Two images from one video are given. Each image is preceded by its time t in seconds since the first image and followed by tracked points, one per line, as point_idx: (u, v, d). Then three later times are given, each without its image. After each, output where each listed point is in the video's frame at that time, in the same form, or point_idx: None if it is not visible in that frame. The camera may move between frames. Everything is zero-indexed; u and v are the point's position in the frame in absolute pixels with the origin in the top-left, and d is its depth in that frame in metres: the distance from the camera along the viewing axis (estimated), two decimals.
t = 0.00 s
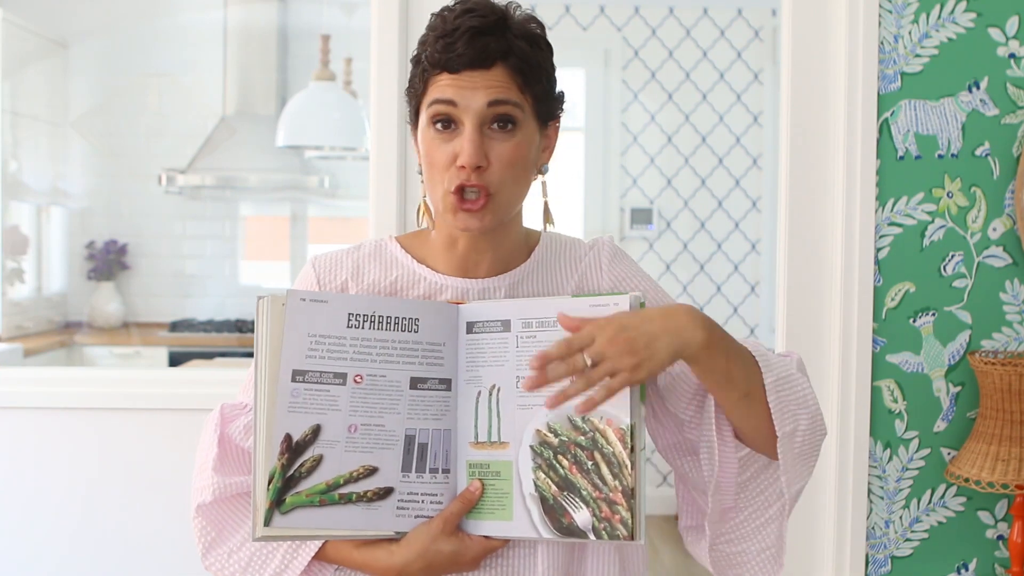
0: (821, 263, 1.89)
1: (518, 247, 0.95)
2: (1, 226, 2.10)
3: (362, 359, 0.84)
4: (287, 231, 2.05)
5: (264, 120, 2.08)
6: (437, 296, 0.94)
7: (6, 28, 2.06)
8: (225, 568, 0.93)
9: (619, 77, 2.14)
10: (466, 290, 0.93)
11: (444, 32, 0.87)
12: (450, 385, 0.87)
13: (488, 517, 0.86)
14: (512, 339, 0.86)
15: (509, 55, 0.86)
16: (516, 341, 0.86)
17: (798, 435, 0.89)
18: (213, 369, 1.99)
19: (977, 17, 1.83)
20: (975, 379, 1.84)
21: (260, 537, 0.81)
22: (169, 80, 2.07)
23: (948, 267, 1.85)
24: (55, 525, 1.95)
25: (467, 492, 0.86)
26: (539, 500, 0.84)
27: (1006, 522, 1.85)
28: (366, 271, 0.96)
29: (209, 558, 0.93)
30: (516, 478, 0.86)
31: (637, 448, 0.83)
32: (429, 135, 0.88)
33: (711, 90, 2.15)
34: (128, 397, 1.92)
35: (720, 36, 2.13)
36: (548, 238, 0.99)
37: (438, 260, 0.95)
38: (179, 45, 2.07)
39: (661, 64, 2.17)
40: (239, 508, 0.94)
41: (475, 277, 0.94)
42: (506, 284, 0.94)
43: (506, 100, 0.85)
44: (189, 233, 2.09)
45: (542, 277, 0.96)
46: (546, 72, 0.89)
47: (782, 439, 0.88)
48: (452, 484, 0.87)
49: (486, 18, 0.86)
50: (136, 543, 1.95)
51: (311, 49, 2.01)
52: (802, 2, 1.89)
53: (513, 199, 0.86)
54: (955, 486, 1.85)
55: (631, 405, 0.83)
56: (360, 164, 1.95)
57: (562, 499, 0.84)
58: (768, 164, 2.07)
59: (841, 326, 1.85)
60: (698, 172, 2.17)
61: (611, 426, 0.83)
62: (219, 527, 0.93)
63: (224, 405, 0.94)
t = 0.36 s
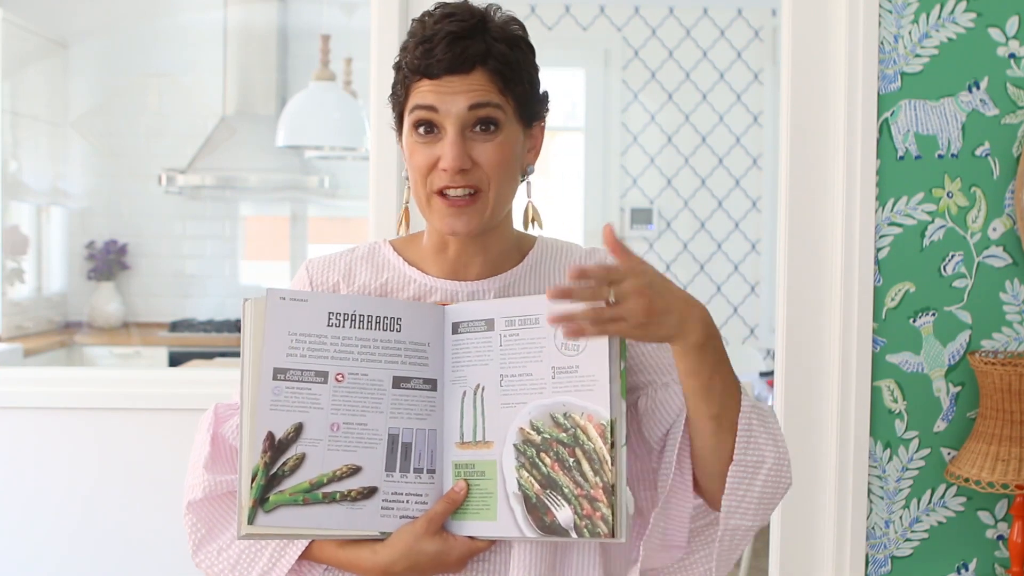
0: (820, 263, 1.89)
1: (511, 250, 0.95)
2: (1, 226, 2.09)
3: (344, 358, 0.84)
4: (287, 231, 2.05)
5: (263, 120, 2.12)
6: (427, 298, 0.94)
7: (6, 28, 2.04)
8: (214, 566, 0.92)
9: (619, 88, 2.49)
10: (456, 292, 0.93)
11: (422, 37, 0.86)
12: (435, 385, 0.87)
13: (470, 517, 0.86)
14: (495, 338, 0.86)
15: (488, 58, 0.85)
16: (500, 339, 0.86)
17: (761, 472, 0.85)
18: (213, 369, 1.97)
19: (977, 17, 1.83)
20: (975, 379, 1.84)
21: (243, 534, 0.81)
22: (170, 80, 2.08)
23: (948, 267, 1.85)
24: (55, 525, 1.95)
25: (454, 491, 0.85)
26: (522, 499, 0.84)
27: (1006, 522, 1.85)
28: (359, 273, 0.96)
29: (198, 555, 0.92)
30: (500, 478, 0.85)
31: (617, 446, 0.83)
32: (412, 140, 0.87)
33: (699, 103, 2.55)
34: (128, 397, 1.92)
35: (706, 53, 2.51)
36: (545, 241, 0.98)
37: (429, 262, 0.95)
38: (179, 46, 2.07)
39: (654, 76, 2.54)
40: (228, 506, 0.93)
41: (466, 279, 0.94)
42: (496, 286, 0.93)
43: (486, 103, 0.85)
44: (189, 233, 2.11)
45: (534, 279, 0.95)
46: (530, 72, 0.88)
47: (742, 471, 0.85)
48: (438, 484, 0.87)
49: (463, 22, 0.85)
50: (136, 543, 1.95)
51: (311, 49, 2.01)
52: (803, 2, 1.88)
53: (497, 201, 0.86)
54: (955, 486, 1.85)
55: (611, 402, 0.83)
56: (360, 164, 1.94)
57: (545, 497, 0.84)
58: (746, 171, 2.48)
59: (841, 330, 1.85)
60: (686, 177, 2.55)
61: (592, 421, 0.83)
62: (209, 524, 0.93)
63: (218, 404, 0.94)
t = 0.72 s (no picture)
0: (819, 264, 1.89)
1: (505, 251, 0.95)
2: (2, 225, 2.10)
3: (344, 360, 0.84)
4: (287, 232, 2.05)
5: (263, 120, 2.08)
6: (423, 299, 0.93)
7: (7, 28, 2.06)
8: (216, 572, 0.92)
9: (619, 77, 2.01)
10: (452, 293, 0.93)
11: (436, 47, 0.84)
12: (435, 386, 0.87)
13: (477, 514, 0.85)
14: (494, 337, 0.86)
15: (501, 76, 0.84)
16: (500, 338, 0.86)
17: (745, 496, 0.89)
18: (214, 369, 1.97)
19: (977, 17, 1.83)
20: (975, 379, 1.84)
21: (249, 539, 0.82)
22: (169, 80, 2.07)
23: (948, 267, 1.85)
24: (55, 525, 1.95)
25: (456, 491, 0.85)
26: (527, 494, 0.84)
27: (1006, 522, 1.85)
28: (354, 276, 0.96)
29: (200, 561, 0.92)
30: (503, 475, 0.85)
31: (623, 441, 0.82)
32: (417, 149, 0.87)
33: (712, 89, 2.01)
34: (126, 397, 1.92)
35: (720, 36, 1.98)
36: (537, 243, 0.98)
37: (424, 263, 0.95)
38: (179, 46, 2.06)
39: (661, 64, 2.00)
40: (230, 512, 0.93)
41: (462, 280, 0.94)
42: (492, 286, 0.94)
43: (496, 123, 0.85)
44: (189, 234, 2.09)
45: (529, 281, 0.95)
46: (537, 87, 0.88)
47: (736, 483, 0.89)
48: (440, 484, 0.87)
49: (477, 34, 0.84)
50: (136, 544, 1.95)
51: (310, 48, 2.00)
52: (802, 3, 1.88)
53: (499, 217, 0.87)
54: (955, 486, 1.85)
55: (616, 397, 0.82)
56: (360, 164, 1.94)
57: (551, 493, 0.83)
58: (769, 165, 1.99)
59: (841, 331, 1.85)
60: (699, 171, 2.03)
61: (597, 417, 0.83)
62: (210, 531, 0.92)
63: (215, 410, 0.94)
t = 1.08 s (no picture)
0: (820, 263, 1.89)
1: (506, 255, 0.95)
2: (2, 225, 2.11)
3: (353, 356, 0.84)
4: (287, 232, 2.05)
5: (264, 120, 2.07)
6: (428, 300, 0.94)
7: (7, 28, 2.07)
8: None
9: (619, 77, 1.93)
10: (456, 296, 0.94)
11: (443, 96, 0.79)
12: (443, 385, 0.87)
13: (483, 512, 0.85)
14: (503, 337, 0.87)
15: (509, 124, 0.81)
16: (509, 338, 0.87)
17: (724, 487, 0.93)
18: (213, 369, 1.98)
19: (977, 17, 1.83)
20: (975, 379, 1.84)
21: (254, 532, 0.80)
22: (169, 80, 2.07)
23: (948, 267, 1.85)
24: (55, 525, 1.95)
25: (463, 489, 0.84)
26: (535, 491, 0.84)
27: (1006, 522, 1.85)
28: (357, 278, 0.96)
29: (210, 566, 0.92)
30: (510, 472, 0.85)
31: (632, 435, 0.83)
32: (427, 193, 0.85)
33: (712, 89, 1.92)
34: (126, 397, 1.93)
35: (721, 35, 1.89)
36: (541, 248, 0.98)
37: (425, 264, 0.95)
38: (179, 46, 2.06)
39: (661, 63, 1.91)
40: (239, 517, 0.93)
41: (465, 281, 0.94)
42: (496, 288, 0.94)
43: (508, 170, 0.82)
44: (189, 234, 2.09)
45: (531, 284, 0.95)
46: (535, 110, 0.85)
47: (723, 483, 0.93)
48: (447, 482, 0.86)
49: (480, 78, 0.79)
50: (136, 543, 1.95)
51: (310, 48, 2.00)
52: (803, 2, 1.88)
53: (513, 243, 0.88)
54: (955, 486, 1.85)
55: (623, 390, 0.83)
56: (360, 163, 1.94)
57: (558, 488, 0.83)
58: (769, 165, 1.92)
59: (841, 330, 1.85)
60: (699, 171, 1.93)
61: (605, 411, 0.83)
62: (220, 536, 0.92)
63: (223, 416, 0.94)
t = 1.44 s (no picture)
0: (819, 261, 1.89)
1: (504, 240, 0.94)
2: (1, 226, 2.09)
3: (357, 325, 0.85)
4: (288, 231, 2.06)
5: (263, 120, 2.13)
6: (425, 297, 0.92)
7: (8, 29, 2.02)
8: None
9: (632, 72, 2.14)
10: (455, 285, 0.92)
11: (429, 57, 0.78)
12: (452, 359, 0.87)
13: (490, 477, 0.82)
14: (518, 312, 0.86)
15: (501, 79, 0.80)
16: (523, 314, 0.86)
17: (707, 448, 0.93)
18: (214, 369, 1.97)
19: (977, 17, 1.83)
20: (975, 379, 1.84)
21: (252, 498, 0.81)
22: (169, 80, 2.09)
23: (948, 267, 1.85)
24: (56, 525, 1.95)
25: (471, 458, 0.81)
26: (546, 454, 0.81)
27: (1006, 522, 1.85)
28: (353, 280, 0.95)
29: None
30: (520, 437, 0.83)
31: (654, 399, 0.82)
32: (419, 161, 0.83)
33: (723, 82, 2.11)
34: (126, 397, 1.92)
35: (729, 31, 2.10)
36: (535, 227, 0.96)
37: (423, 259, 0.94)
38: (179, 45, 2.06)
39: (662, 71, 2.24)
40: (259, 527, 0.90)
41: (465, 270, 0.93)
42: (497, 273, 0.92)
43: (501, 127, 0.81)
44: (189, 233, 2.11)
45: (533, 264, 0.94)
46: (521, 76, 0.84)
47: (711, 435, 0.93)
48: (452, 451, 0.84)
49: (464, 37, 0.78)
50: (136, 544, 1.95)
51: (309, 48, 2.00)
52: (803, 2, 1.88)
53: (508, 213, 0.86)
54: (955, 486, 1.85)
55: (648, 358, 0.82)
56: (360, 163, 1.95)
57: (571, 449, 0.81)
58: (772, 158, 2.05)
59: (841, 327, 1.85)
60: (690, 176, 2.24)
61: (626, 375, 0.82)
62: (242, 548, 0.89)
63: (234, 436, 0.94)
